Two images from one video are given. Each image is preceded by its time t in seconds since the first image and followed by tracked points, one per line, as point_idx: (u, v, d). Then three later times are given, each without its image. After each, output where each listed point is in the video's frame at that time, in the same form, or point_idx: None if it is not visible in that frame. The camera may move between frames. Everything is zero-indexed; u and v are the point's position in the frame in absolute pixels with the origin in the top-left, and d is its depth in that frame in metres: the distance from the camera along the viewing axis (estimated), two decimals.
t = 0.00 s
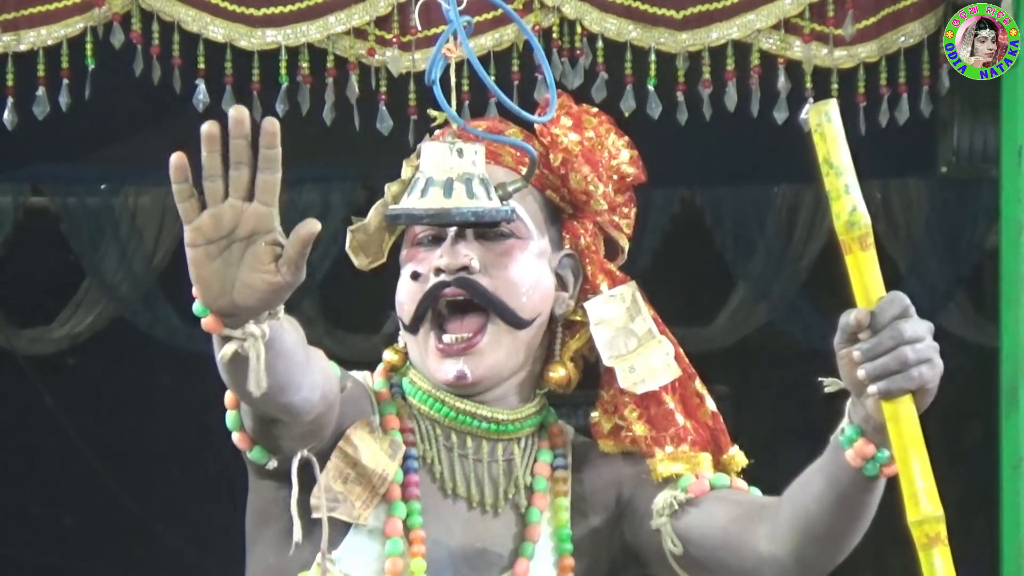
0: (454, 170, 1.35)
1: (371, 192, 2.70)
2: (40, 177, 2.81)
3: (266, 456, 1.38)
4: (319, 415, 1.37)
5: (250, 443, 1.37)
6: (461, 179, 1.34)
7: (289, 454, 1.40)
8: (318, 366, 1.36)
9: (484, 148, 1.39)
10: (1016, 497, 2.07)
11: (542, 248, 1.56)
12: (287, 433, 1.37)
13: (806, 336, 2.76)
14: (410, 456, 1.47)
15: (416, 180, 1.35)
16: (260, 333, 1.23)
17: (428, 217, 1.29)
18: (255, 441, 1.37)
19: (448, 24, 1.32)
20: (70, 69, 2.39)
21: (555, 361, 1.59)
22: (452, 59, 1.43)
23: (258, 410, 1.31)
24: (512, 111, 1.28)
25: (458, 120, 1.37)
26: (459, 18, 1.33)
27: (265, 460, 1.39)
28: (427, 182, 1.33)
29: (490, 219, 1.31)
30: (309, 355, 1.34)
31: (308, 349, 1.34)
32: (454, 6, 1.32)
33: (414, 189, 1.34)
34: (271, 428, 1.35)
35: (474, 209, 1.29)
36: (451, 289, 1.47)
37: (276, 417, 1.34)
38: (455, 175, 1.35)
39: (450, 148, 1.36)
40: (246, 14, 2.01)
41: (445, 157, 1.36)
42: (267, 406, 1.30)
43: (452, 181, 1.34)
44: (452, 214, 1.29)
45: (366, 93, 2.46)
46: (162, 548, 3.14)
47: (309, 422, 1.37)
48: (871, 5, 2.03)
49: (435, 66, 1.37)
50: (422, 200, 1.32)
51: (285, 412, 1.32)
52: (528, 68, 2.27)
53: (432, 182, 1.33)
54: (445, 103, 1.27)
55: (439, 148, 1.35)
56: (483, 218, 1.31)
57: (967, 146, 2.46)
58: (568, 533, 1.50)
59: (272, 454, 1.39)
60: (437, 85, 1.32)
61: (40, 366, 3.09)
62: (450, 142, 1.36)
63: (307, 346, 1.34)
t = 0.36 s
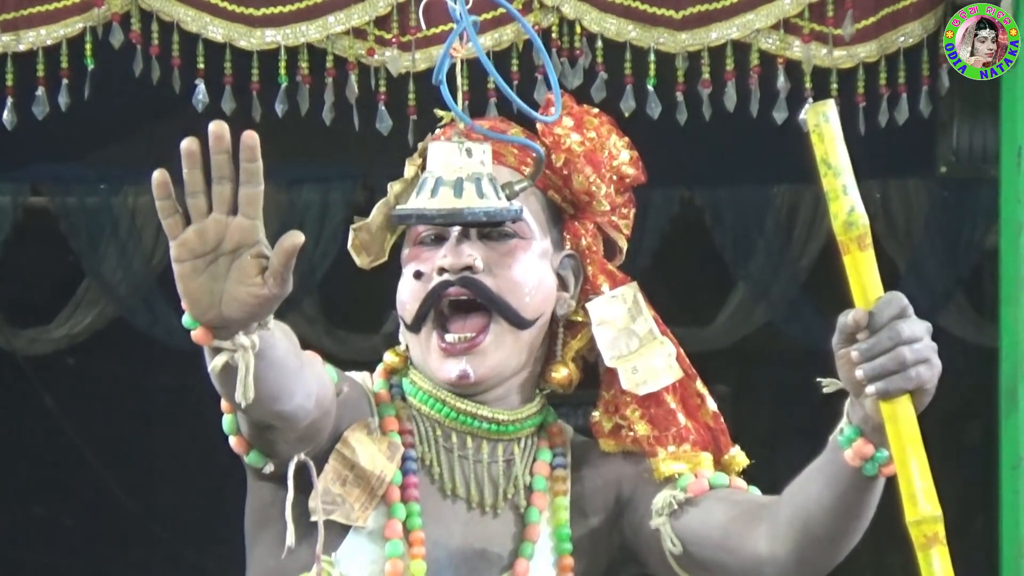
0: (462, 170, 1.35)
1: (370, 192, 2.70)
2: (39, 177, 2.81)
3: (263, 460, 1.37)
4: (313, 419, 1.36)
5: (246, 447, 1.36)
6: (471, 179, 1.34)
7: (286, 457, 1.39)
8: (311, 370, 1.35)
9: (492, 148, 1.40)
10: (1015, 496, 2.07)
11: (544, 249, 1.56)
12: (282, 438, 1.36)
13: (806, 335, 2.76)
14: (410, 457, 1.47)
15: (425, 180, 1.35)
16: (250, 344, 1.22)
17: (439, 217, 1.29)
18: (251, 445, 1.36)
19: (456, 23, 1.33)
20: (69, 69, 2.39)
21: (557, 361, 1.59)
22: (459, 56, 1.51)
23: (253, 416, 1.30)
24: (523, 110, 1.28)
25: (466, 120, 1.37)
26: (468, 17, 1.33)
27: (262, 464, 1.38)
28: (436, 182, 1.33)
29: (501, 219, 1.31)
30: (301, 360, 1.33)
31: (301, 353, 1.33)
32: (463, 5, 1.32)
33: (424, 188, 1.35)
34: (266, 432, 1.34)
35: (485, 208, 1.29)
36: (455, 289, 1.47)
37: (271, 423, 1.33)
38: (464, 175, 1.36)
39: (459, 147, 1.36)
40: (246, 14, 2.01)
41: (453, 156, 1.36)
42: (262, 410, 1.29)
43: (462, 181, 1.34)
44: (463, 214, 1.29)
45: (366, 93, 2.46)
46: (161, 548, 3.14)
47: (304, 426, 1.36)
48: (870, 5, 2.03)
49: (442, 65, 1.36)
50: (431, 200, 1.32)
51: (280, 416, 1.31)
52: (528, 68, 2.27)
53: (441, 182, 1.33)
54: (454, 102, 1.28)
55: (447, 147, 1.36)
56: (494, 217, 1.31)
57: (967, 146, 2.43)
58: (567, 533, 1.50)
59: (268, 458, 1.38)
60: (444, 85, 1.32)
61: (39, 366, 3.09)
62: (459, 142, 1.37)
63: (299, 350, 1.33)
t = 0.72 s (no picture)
0: (469, 169, 1.35)
1: (369, 192, 2.70)
2: (39, 176, 2.80)
3: (262, 463, 1.38)
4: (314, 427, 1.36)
5: (246, 450, 1.37)
6: (478, 178, 1.34)
7: (286, 461, 1.39)
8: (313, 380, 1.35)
9: (496, 148, 1.40)
10: (1015, 497, 2.07)
11: (549, 249, 1.55)
12: (282, 444, 1.36)
13: (806, 336, 2.77)
14: (409, 464, 1.48)
15: (431, 179, 1.35)
16: (252, 356, 1.21)
17: (448, 217, 1.30)
18: (251, 449, 1.36)
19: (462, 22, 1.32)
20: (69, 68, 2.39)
21: (561, 362, 1.59)
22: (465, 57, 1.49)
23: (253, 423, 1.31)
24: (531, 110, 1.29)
25: (472, 119, 1.37)
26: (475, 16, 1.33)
27: (262, 467, 1.38)
28: (443, 181, 1.34)
29: (509, 218, 1.32)
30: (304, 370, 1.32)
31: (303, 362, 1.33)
32: (469, 4, 1.32)
33: (430, 188, 1.35)
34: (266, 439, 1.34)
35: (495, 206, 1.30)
36: (463, 288, 1.46)
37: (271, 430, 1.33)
38: (470, 174, 1.36)
39: (464, 147, 1.36)
40: (246, 14, 2.01)
41: (459, 155, 1.36)
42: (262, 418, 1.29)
43: (469, 180, 1.34)
44: (472, 213, 1.30)
45: (366, 93, 2.46)
46: (160, 548, 3.15)
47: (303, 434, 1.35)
48: (870, 6, 2.03)
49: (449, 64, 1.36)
50: (439, 200, 1.33)
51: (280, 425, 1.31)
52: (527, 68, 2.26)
53: (449, 181, 1.34)
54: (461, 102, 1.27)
55: (453, 146, 1.35)
56: (503, 216, 1.32)
57: (966, 146, 2.38)
58: (566, 537, 1.50)
59: (268, 461, 1.38)
60: (450, 84, 1.31)
61: (39, 366, 3.10)
62: (465, 141, 1.36)
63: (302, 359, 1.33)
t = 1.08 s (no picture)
0: (468, 169, 1.35)
1: (370, 191, 2.70)
2: (39, 177, 2.81)
3: (247, 472, 1.30)
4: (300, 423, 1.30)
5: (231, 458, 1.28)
6: (477, 178, 1.34)
7: (272, 469, 1.31)
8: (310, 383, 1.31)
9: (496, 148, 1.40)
10: (1016, 497, 2.07)
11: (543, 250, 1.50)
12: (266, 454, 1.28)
13: (806, 337, 2.78)
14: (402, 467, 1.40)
15: (430, 179, 1.35)
16: (237, 360, 1.14)
17: (447, 217, 1.30)
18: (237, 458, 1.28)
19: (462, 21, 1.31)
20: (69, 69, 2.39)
21: (557, 361, 1.53)
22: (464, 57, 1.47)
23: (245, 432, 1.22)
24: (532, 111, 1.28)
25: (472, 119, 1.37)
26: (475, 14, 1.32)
27: (247, 476, 1.30)
28: (442, 181, 1.33)
29: (509, 218, 1.32)
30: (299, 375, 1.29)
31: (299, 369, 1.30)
32: (469, 2, 1.31)
33: (429, 188, 1.34)
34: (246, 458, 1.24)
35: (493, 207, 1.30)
36: (461, 285, 1.41)
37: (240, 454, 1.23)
38: (470, 174, 1.35)
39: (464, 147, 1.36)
40: (246, 14, 2.01)
41: (459, 156, 1.36)
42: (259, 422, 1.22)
43: (468, 180, 1.34)
44: (471, 212, 1.30)
45: (366, 94, 2.46)
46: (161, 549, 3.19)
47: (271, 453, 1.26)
48: (870, 5, 2.03)
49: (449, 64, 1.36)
50: (438, 200, 1.32)
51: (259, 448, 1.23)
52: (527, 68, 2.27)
53: (448, 181, 1.33)
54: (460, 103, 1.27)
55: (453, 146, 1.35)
56: (502, 217, 1.32)
57: (965, 146, 2.34)
58: (563, 538, 1.44)
59: (254, 470, 1.30)
60: (449, 83, 1.30)
61: (39, 366, 3.13)
62: (465, 141, 1.36)
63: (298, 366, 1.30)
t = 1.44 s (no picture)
0: (461, 170, 1.35)
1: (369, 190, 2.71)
2: (39, 176, 2.81)
3: None
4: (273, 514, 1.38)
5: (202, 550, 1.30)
6: (470, 178, 1.34)
7: None
8: (270, 468, 1.39)
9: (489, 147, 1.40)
10: (1016, 498, 2.07)
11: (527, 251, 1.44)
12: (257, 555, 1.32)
13: (806, 336, 2.78)
14: (377, 462, 1.39)
15: (423, 179, 1.35)
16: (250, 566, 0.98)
17: (439, 217, 1.30)
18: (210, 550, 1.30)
19: (457, 23, 1.32)
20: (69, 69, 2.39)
21: (541, 351, 1.50)
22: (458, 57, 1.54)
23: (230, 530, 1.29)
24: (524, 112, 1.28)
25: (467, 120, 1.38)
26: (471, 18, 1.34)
27: None
28: (436, 181, 1.33)
29: (502, 218, 1.32)
30: (259, 461, 1.39)
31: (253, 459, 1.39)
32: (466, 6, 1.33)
33: (421, 187, 1.34)
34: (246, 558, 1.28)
35: (485, 207, 1.30)
36: (446, 302, 1.35)
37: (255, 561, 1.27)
38: (463, 175, 1.36)
39: (457, 147, 1.36)
40: (246, 14, 2.01)
41: (453, 156, 1.36)
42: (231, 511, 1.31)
43: (461, 181, 1.34)
44: (464, 213, 1.30)
45: (366, 94, 2.46)
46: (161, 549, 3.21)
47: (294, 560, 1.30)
48: (871, 5, 2.03)
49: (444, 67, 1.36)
50: (431, 200, 1.33)
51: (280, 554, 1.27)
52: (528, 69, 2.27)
53: (441, 181, 1.34)
54: (454, 104, 1.27)
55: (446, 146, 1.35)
56: (494, 217, 1.31)
57: (966, 146, 2.35)
58: (565, 504, 1.40)
59: None
60: (444, 84, 1.30)
61: (39, 366, 3.13)
62: (458, 142, 1.37)
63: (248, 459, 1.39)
